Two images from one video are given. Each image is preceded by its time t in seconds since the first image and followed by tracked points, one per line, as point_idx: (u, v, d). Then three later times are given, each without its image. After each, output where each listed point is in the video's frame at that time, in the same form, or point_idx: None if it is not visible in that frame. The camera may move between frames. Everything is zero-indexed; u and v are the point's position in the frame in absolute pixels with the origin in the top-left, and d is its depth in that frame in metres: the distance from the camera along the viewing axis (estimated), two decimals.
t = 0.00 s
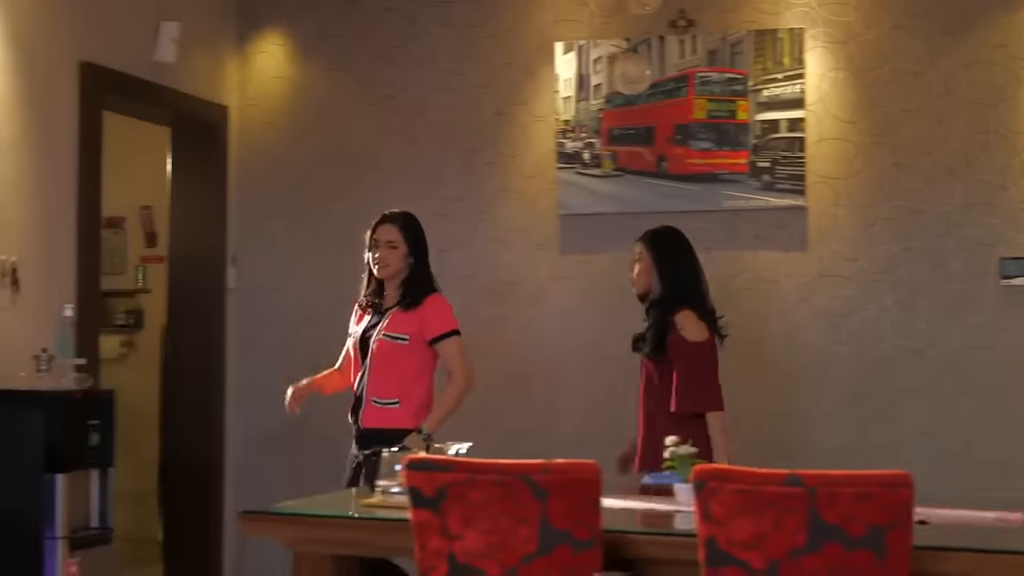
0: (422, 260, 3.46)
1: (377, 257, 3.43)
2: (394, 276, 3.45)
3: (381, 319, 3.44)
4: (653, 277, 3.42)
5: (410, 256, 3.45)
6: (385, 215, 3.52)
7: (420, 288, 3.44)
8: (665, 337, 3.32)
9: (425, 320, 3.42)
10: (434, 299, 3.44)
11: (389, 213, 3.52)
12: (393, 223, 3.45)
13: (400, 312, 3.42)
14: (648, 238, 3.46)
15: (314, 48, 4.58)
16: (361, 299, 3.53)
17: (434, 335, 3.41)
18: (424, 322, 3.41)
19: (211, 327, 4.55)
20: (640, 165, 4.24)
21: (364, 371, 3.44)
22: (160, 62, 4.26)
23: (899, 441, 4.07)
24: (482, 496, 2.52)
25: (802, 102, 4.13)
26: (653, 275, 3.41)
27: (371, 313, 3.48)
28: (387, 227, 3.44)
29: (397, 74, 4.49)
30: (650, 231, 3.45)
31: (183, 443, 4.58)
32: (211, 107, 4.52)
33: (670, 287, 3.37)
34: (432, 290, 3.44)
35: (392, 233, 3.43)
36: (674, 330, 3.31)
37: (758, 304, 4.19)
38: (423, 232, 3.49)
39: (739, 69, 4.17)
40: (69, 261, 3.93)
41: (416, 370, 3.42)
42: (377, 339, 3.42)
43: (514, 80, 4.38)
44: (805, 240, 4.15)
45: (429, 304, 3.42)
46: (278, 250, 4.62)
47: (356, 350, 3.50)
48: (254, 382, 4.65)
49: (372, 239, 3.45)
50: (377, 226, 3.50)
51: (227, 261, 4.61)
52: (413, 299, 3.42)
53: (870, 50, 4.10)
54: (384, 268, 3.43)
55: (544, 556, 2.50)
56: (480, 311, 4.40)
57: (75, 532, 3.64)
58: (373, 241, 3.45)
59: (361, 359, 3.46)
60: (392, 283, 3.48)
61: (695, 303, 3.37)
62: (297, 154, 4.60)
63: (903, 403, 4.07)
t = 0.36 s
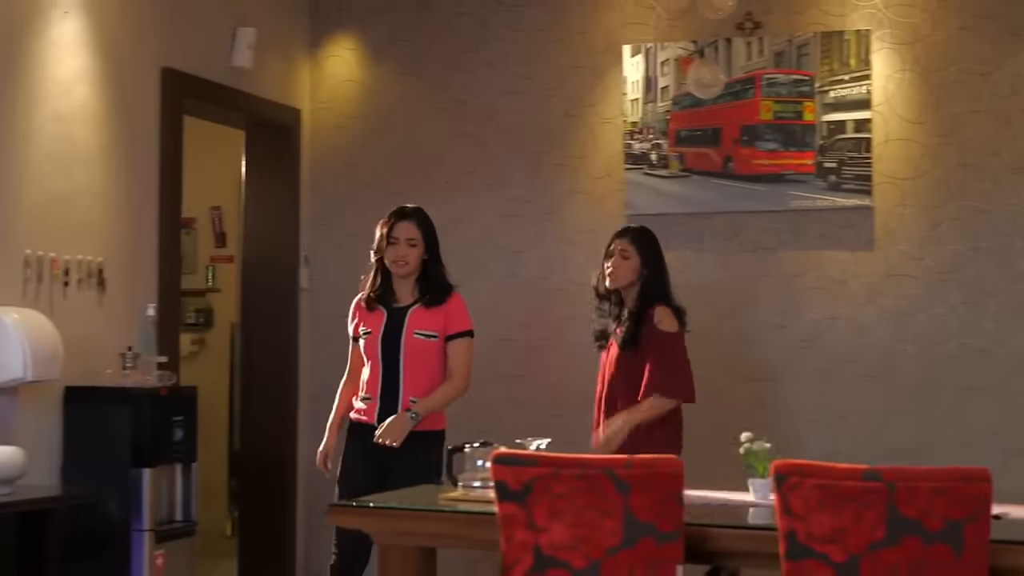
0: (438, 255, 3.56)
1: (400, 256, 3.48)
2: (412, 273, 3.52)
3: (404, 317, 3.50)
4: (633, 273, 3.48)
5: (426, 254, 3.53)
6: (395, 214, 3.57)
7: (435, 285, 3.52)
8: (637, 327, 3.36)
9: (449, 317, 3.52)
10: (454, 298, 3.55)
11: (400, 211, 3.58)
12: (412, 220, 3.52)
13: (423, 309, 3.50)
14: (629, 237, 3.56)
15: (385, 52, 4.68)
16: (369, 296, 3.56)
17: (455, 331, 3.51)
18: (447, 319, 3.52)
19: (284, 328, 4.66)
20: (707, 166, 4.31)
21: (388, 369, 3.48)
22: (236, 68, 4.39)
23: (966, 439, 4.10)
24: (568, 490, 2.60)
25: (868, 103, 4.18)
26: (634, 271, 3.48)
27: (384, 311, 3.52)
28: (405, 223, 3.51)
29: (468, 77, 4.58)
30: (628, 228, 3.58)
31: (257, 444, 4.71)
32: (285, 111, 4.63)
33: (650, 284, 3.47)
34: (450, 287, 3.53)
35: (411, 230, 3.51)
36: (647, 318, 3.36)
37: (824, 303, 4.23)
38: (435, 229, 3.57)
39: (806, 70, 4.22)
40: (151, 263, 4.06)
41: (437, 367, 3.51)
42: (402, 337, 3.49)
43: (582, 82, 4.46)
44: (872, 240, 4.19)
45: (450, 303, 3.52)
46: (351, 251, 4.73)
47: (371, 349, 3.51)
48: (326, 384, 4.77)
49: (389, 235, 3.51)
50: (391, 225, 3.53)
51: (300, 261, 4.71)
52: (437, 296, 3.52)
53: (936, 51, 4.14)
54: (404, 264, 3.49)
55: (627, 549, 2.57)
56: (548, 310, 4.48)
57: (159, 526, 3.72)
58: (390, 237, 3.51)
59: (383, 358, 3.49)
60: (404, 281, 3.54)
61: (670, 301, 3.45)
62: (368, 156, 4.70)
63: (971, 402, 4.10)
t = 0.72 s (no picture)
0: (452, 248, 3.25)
1: (417, 249, 3.16)
2: (425, 268, 3.20)
3: (419, 311, 3.18)
4: (597, 276, 3.56)
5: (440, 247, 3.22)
6: (409, 203, 3.23)
7: (448, 279, 3.22)
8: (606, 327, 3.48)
9: (464, 310, 3.24)
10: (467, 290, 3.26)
11: (409, 199, 3.25)
12: (426, 210, 3.22)
13: (438, 303, 3.19)
14: (588, 240, 3.62)
15: (433, 55, 4.78)
16: (374, 289, 3.21)
17: (471, 327, 3.24)
18: (462, 313, 3.23)
19: (331, 328, 4.74)
20: (753, 167, 4.38)
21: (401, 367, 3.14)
22: (289, 72, 4.48)
23: (1011, 438, 4.12)
24: (629, 484, 2.67)
25: (912, 105, 4.22)
26: (598, 273, 3.56)
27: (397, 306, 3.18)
28: (422, 214, 3.20)
29: (515, 80, 4.67)
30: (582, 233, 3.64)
31: (307, 441, 4.80)
32: (334, 113, 4.72)
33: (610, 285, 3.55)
34: (463, 281, 3.23)
35: (428, 221, 3.20)
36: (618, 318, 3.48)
37: (868, 302, 4.28)
38: (448, 223, 3.27)
39: (851, 72, 4.28)
40: (208, 263, 4.16)
41: (450, 365, 3.21)
42: (417, 332, 3.16)
43: (629, 84, 4.54)
44: (916, 240, 4.23)
45: (465, 296, 3.24)
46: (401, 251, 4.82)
47: (384, 344, 3.18)
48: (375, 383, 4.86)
49: (403, 227, 3.19)
50: (406, 214, 3.20)
51: (349, 261, 4.80)
52: (451, 290, 3.21)
53: (980, 53, 4.18)
54: (420, 257, 3.17)
55: (686, 541, 2.64)
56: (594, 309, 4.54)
57: (218, 520, 3.79)
58: (404, 229, 3.19)
59: (397, 355, 3.16)
60: (412, 274, 3.21)
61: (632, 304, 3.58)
62: (416, 158, 4.78)
63: (1015, 400, 4.13)
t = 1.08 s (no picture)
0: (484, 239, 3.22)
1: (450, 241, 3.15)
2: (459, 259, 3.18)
3: (460, 300, 3.14)
4: (579, 269, 3.68)
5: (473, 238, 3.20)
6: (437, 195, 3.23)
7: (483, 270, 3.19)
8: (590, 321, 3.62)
9: (503, 297, 3.22)
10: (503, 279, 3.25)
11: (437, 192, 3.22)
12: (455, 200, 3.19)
13: (479, 293, 3.16)
14: (570, 233, 3.73)
15: (461, 52, 4.85)
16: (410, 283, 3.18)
17: (512, 315, 3.23)
18: (501, 301, 3.22)
19: (363, 321, 4.83)
20: (779, 163, 4.44)
21: (444, 357, 3.11)
22: (320, 69, 4.55)
23: None
24: (667, 474, 2.73)
25: (937, 101, 4.28)
26: (580, 265, 3.68)
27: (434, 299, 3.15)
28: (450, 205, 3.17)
29: (542, 77, 4.74)
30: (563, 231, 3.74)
31: (337, 434, 4.87)
32: (363, 110, 4.78)
33: (592, 279, 3.68)
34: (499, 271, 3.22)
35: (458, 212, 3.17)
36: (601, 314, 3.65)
37: (893, 296, 4.33)
38: (480, 215, 3.26)
39: (875, 69, 4.34)
40: (242, 257, 4.23)
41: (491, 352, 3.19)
42: (459, 320, 3.13)
43: (655, 81, 4.61)
44: (940, 234, 4.28)
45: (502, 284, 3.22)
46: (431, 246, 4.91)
47: (426, 333, 3.13)
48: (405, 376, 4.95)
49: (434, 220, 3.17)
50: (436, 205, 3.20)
51: (379, 255, 4.88)
52: (487, 281, 3.19)
53: (1004, 50, 4.23)
54: (454, 250, 3.15)
55: (724, 530, 2.70)
56: (621, 302, 4.61)
57: (255, 509, 3.84)
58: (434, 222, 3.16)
59: (440, 347, 3.11)
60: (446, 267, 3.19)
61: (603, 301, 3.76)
62: (446, 153, 4.86)
63: None
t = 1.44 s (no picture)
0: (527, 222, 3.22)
1: (491, 218, 3.15)
2: (503, 239, 3.17)
3: (501, 287, 3.13)
4: (582, 254, 3.67)
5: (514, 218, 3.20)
6: (477, 178, 3.23)
7: (525, 253, 3.18)
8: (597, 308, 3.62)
9: (546, 284, 3.20)
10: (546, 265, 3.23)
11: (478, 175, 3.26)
12: (494, 181, 3.21)
13: (520, 280, 3.15)
14: (572, 217, 3.69)
15: (478, 45, 4.92)
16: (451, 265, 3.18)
17: (557, 301, 3.21)
18: (545, 288, 3.20)
19: (381, 311, 4.88)
20: (795, 154, 4.49)
21: (480, 344, 3.12)
22: (340, 62, 4.61)
23: None
24: (694, 461, 2.79)
25: (952, 94, 4.33)
26: (584, 250, 3.67)
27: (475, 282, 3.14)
28: (489, 185, 3.20)
29: (560, 70, 4.80)
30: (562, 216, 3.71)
31: (356, 423, 4.93)
32: (382, 102, 4.84)
33: (595, 265, 3.67)
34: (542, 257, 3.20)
35: (497, 190, 3.19)
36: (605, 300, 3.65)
37: (907, 286, 4.39)
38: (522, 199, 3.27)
39: (890, 62, 4.38)
40: (265, 248, 4.28)
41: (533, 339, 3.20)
42: (499, 307, 3.13)
43: (672, 74, 4.68)
44: (954, 225, 4.34)
45: (545, 272, 3.20)
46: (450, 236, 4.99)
47: (464, 319, 3.14)
48: (424, 365, 5.02)
49: (474, 200, 3.19)
50: (475, 187, 3.20)
51: (398, 246, 4.95)
52: (531, 268, 3.17)
53: (1018, 43, 4.29)
54: (496, 227, 3.16)
55: (750, 516, 2.76)
56: (638, 292, 4.68)
57: (282, 496, 3.90)
58: (475, 201, 3.19)
59: (477, 334, 3.13)
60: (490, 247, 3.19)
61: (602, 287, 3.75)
62: (463, 144, 4.93)
63: None
